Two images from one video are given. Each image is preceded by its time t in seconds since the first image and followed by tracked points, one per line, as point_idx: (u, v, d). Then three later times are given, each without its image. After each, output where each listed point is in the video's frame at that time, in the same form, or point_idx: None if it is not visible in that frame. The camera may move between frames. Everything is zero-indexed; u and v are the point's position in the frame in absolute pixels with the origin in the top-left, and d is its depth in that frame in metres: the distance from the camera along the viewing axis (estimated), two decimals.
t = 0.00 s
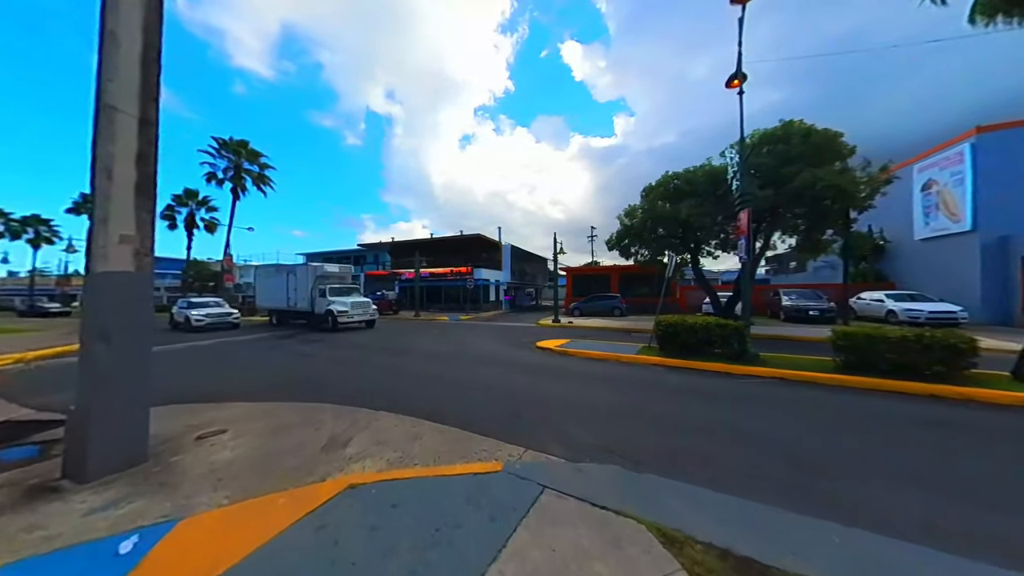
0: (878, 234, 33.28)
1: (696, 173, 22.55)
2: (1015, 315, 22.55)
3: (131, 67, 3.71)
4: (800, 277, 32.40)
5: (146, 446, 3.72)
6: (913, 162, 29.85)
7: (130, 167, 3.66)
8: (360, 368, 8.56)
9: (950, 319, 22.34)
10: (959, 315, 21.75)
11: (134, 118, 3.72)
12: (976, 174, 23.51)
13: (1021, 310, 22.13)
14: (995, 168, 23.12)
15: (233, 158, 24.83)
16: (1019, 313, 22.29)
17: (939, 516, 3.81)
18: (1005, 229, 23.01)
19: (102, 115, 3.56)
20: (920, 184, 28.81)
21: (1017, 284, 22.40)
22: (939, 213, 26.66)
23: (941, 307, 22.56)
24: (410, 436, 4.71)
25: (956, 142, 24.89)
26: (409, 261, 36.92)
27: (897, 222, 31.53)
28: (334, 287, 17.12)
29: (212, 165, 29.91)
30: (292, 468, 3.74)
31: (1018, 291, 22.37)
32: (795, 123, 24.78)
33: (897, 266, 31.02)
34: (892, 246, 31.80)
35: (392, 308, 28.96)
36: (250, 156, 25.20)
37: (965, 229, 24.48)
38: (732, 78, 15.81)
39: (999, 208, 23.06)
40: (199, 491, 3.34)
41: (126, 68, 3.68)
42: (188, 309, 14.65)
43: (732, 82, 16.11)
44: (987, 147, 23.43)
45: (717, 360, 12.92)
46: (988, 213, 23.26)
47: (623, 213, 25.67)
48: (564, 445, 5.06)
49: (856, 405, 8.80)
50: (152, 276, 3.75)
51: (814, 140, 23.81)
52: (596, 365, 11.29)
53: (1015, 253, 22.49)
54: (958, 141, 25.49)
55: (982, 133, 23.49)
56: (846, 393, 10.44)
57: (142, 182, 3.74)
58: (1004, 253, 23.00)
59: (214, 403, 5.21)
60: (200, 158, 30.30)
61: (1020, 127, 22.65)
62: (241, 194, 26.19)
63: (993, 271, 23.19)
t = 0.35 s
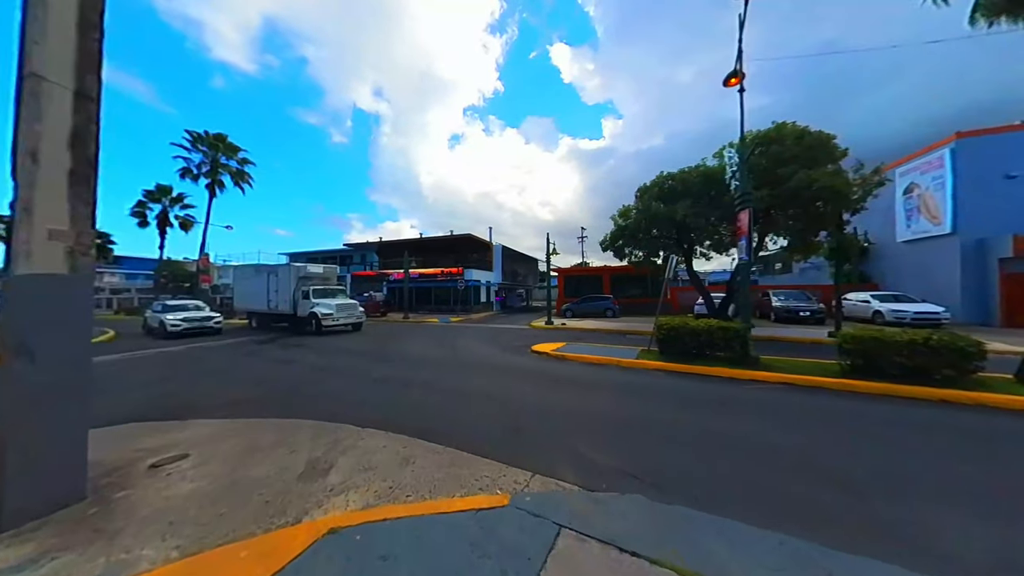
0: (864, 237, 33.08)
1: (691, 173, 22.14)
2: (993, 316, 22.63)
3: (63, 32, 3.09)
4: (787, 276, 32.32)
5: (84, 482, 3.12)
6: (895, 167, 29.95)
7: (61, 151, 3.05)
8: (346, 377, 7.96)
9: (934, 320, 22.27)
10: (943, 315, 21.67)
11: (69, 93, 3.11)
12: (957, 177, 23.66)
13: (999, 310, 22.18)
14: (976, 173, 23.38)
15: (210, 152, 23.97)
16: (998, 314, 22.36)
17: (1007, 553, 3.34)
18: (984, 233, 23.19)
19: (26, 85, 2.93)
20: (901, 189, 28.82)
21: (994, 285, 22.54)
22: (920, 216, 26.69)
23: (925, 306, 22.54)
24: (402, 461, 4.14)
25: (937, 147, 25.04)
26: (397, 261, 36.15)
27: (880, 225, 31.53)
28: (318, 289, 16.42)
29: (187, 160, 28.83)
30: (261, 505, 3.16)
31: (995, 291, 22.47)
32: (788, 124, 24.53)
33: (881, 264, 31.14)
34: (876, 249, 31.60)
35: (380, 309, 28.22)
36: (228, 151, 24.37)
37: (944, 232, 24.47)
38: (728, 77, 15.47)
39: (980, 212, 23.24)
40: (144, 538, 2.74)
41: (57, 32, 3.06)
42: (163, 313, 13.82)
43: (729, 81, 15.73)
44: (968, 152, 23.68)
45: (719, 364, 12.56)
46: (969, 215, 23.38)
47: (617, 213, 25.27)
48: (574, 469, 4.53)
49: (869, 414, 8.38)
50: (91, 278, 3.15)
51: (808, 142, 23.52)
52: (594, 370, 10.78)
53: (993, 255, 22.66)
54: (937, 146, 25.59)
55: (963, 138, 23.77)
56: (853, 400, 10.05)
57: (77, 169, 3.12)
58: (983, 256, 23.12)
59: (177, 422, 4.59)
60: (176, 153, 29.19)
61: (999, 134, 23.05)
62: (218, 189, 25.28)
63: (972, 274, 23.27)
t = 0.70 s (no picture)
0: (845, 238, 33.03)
1: (683, 173, 21.80)
2: (969, 316, 22.85)
3: None
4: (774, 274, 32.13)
5: None
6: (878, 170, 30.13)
7: None
8: (326, 383, 7.41)
9: (914, 320, 22.22)
10: (924, 315, 21.65)
11: None
12: (936, 181, 24.08)
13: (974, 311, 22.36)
14: (952, 176, 23.74)
15: (183, 144, 23.16)
16: (972, 313, 22.63)
17: None
18: (960, 234, 23.46)
19: None
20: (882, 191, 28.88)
21: (969, 285, 22.80)
22: (901, 217, 26.77)
23: (907, 306, 22.43)
24: (385, 481, 3.64)
25: (917, 151, 25.32)
26: (384, 261, 35.50)
27: (862, 226, 31.61)
28: (299, 288, 15.79)
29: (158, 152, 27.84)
30: (213, 542, 2.63)
31: (970, 290, 22.76)
32: (778, 125, 24.34)
33: (859, 263, 31.12)
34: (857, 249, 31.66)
35: (366, 310, 27.58)
36: (203, 143, 23.58)
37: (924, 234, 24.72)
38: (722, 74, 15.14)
39: (957, 214, 23.52)
40: None
41: None
42: (135, 314, 13.07)
43: (723, 78, 15.40)
44: (946, 155, 23.98)
45: (717, 365, 12.19)
46: (946, 217, 23.72)
47: (609, 213, 24.98)
48: (578, 489, 4.05)
49: (878, 417, 8.00)
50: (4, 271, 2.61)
51: (799, 142, 23.35)
52: (589, 373, 10.31)
53: (967, 255, 22.94)
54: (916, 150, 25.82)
55: (942, 142, 24.11)
56: (857, 402, 9.70)
57: None
58: (958, 257, 23.38)
59: (128, 437, 4.04)
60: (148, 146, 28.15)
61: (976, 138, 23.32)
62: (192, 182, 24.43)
63: (947, 275, 23.49)
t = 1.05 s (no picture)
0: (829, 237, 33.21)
1: (676, 172, 21.51)
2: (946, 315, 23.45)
3: None
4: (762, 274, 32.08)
5: None
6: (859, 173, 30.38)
7: None
8: (306, 389, 6.94)
9: (894, 319, 22.31)
10: (904, 315, 21.75)
11: None
12: (914, 185, 24.51)
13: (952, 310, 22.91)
14: (929, 181, 24.19)
15: (157, 134, 22.41)
16: (949, 313, 23.16)
17: None
18: (937, 236, 23.95)
19: None
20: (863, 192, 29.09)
21: (946, 286, 23.33)
22: (881, 219, 27.01)
23: (887, 306, 22.51)
24: (370, 505, 3.20)
25: (895, 154, 25.64)
26: (372, 259, 34.90)
27: (844, 227, 31.75)
28: (281, 288, 15.21)
29: (126, 143, 26.87)
30: None
31: (944, 288, 23.40)
32: (769, 125, 24.21)
33: (842, 263, 31.27)
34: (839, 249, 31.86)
35: (353, 309, 27.00)
36: (178, 133, 22.86)
37: (902, 236, 25.15)
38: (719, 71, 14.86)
39: (935, 216, 23.98)
40: None
41: None
42: (108, 316, 12.35)
43: (719, 75, 15.11)
44: (924, 159, 24.44)
45: (716, 366, 11.89)
46: (924, 219, 24.16)
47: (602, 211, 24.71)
48: (586, 512, 3.64)
49: (884, 422, 7.72)
50: None
51: (790, 142, 23.22)
52: (583, 375, 9.93)
53: (944, 257, 23.45)
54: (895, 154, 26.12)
55: (920, 147, 24.54)
56: (859, 404, 9.43)
57: None
58: (934, 259, 23.89)
59: (73, 456, 3.55)
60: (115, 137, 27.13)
61: (953, 143, 23.79)
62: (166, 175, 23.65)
63: (925, 276, 24.00)
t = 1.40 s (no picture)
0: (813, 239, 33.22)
1: (672, 171, 21.29)
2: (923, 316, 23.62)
3: None
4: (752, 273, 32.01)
5: None
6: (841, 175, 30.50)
7: None
8: (290, 395, 6.53)
9: (878, 318, 22.34)
10: (886, 313, 21.80)
11: None
12: (895, 187, 24.54)
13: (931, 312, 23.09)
14: (909, 183, 24.24)
15: (130, 126, 21.71)
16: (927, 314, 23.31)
17: None
18: (917, 237, 24.06)
19: None
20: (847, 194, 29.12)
21: (924, 288, 23.46)
22: (864, 220, 27.05)
23: (871, 304, 22.56)
24: (370, 531, 2.82)
25: (877, 157, 25.66)
26: (360, 258, 34.28)
27: (829, 227, 31.82)
28: (264, 288, 14.68)
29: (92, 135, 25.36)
30: None
31: (923, 287, 23.52)
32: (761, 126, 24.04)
33: (828, 262, 31.26)
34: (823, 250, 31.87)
35: (340, 310, 26.42)
36: (152, 125, 22.17)
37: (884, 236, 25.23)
38: (717, 68, 14.71)
39: (915, 218, 24.11)
40: None
41: None
42: (82, 321, 11.66)
43: (715, 74, 14.92)
44: (905, 161, 24.45)
45: (717, 367, 11.63)
46: (905, 221, 24.29)
47: (597, 210, 24.55)
48: (602, 534, 3.28)
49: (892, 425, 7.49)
50: None
51: (783, 142, 22.99)
52: (580, 376, 9.61)
53: (922, 258, 23.54)
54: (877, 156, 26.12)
55: (900, 150, 24.57)
56: (861, 406, 9.21)
57: None
58: (913, 260, 23.96)
59: (23, 480, 3.12)
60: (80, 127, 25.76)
61: (934, 146, 23.88)
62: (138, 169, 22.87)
63: (904, 278, 24.11)
